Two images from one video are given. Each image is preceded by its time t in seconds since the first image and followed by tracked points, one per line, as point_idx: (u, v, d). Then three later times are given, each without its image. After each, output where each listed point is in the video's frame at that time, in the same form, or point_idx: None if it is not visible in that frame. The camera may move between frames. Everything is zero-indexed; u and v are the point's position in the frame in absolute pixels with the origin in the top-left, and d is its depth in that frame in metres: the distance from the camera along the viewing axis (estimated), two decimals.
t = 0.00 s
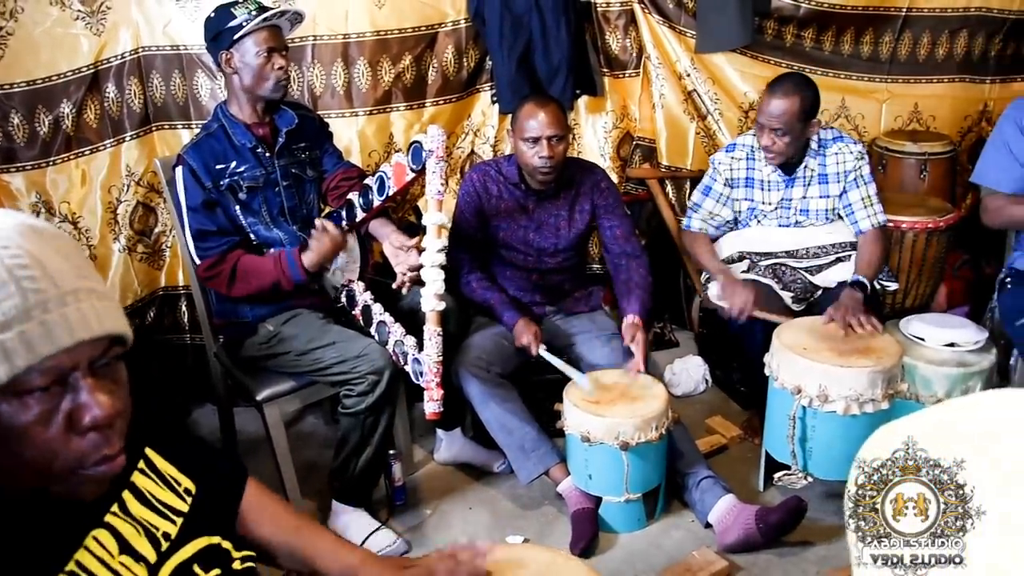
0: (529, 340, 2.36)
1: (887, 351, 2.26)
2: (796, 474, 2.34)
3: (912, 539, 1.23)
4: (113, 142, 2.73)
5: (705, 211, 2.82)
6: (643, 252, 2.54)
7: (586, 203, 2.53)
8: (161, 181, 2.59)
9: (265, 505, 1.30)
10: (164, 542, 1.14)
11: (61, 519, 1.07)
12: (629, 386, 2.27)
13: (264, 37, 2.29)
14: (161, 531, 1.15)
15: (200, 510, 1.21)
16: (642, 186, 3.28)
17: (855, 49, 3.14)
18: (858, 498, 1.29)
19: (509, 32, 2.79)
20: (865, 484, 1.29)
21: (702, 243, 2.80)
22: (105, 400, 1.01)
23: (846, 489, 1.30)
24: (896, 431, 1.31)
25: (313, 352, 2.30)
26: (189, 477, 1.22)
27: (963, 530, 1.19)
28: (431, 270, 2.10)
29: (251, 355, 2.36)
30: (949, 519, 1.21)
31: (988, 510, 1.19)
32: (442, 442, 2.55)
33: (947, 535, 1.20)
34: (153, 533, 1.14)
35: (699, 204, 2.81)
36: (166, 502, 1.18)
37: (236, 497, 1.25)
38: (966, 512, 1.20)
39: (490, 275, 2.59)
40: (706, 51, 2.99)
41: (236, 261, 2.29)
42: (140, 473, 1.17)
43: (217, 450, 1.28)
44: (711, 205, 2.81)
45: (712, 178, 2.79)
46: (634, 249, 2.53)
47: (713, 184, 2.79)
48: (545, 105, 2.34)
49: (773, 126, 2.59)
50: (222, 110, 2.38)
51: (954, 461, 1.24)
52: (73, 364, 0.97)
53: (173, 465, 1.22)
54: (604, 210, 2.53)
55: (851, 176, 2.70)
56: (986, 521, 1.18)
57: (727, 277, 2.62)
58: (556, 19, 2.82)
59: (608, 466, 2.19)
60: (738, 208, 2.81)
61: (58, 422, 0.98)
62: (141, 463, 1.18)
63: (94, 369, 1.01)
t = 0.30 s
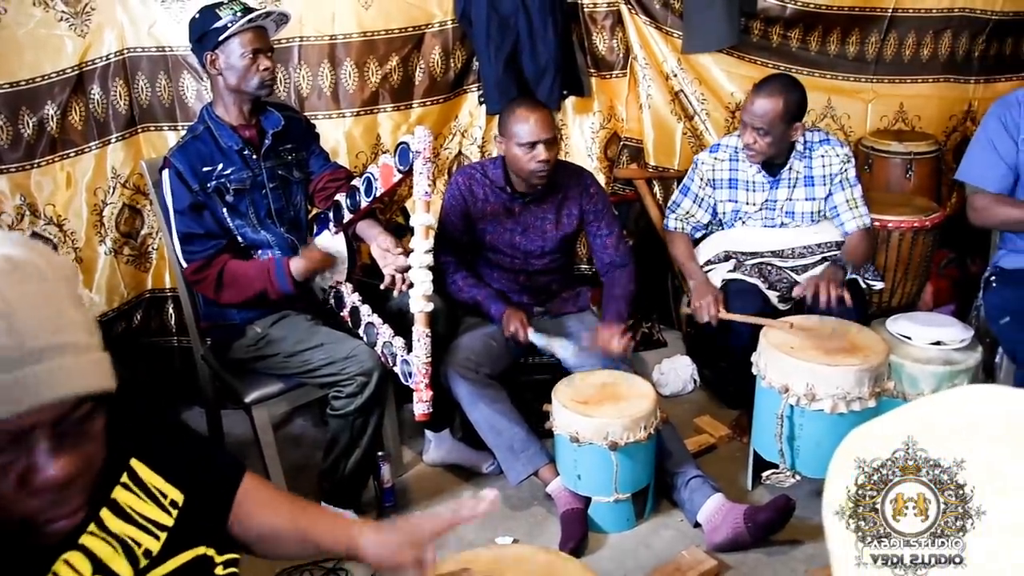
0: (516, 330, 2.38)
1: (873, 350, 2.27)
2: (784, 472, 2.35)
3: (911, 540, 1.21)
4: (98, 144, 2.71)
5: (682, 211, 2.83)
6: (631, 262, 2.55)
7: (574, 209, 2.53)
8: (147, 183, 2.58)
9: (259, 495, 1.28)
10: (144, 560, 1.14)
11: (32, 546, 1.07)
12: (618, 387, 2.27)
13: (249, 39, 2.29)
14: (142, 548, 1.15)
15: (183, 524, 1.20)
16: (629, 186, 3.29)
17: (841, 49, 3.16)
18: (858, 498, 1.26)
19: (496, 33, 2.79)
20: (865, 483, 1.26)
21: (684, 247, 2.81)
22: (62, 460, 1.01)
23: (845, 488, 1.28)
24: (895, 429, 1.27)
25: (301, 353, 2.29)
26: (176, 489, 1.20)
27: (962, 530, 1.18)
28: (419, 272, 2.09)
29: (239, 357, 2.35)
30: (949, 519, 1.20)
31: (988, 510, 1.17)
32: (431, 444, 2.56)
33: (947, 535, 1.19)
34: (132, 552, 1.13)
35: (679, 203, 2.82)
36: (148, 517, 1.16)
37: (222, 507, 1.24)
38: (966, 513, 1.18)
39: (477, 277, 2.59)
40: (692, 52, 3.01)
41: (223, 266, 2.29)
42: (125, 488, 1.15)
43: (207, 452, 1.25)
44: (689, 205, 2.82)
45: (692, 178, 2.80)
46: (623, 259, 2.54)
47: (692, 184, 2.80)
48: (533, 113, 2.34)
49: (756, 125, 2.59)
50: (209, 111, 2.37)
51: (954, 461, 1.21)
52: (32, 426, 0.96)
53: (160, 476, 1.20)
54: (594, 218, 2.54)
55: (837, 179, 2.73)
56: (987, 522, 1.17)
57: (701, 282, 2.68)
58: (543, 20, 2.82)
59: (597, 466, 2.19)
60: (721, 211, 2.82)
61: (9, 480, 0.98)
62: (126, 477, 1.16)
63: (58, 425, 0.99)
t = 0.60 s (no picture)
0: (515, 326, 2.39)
1: (864, 350, 2.28)
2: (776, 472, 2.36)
3: (911, 539, 1.22)
4: (87, 146, 2.70)
5: (679, 217, 2.81)
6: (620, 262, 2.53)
7: (565, 209, 2.52)
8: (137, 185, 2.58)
9: (253, 499, 1.26)
10: None
11: None
12: (610, 387, 2.27)
13: (239, 40, 2.28)
14: None
15: (151, 543, 1.18)
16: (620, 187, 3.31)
17: (831, 50, 3.17)
18: (858, 498, 1.24)
19: (486, 34, 2.79)
20: (864, 483, 1.23)
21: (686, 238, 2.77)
22: None
23: (845, 489, 1.24)
24: (895, 428, 1.25)
25: (292, 356, 2.30)
26: (145, 509, 1.17)
27: (962, 530, 1.20)
28: (410, 274, 2.09)
29: (229, 360, 2.33)
30: (949, 518, 1.21)
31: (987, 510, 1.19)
32: (422, 445, 2.53)
33: (947, 535, 1.20)
34: None
35: (674, 211, 2.82)
36: (110, 545, 1.13)
37: (195, 519, 1.22)
38: (967, 513, 1.19)
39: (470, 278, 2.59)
40: (684, 52, 3.00)
41: (221, 268, 2.27)
42: (86, 518, 1.12)
43: (189, 465, 1.22)
44: (686, 211, 2.80)
45: (685, 185, 2.80)
46: (611, 260, 2.52)
47: (686, 192, 2.80)
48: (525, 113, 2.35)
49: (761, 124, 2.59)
50: (199, 114, 2.36)
51: (954, 461, 1.21)
52: None
53: (130, 498, 1.16)
54: (583, 217, 2.54)
55: (824, 175, 2.72)
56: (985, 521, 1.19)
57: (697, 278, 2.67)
58: (533, 22, 2.82)
59: (589, 467, 2.19)
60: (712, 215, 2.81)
61: None
62: (88, 505, 1.12)
63: None
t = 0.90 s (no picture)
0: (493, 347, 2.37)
1: (849, 352, 2.29)
2: (762, 475, 2.37)
3: (911, 539, 1.16)
4: (71, 152, 2.69)
5: (655, 222, 2.81)
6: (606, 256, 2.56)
7: (552, 210, 2.54)
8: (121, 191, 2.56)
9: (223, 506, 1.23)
10: None
11: None
12: (597, 392, 2.27)
13: (224, 45, 2.27)
14: None
15: (121, 574, 1.04)
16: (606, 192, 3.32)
17: (815, 54, 3.19)
18: (857, 497, 1.19)
19: (472, 39, 2.79)
20: (864, 483, 1.19)
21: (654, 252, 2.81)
22: None
23: (846, 488, 1.20)
24: (892, 428, 1.21)
25: (278, 362, 2.28)
26: (109, 540, 1.03)
27: (962, 530, 1.13)
28: (396, 279, 2.09)
29: (215, 366, 2.33)
30: (948, 518, 1.14)
31: (988, 510, 1.13)
32: (410, 451, 2.55)
33: (947, 535, 1.14)
34: None
35: (650, 214, 2.81)
36: None
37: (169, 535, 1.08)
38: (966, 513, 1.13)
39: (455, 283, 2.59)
40: (667, 57, 3.02)
41: (201, 274, 2.26)
42: (38, 559, 0.95)
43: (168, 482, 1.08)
44: (663, 215, 2.81)
45: (665, 189, 2.81)
46: (598, 253, 2.55)
47: (666, 195, 2.81)
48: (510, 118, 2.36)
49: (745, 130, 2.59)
50: (183, 119, 2.36)
51: (954, 460, 1.16)
52: None
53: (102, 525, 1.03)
54: (570, 217, 2.55)
55: (807, 174, 2.75)
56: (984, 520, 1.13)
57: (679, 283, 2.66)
58: (518, 27, 2.84)
59: (576, 471, 2.19)
60: (699, 219, 2.84)
61: None
62: (42, 544, 0.96)
63: None
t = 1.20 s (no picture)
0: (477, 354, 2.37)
1: (831, 357, 2.30)
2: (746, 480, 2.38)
3: (911, 540, 1.09)
4: (51, 160, 2.67)
5: (637, 229, 2.82)
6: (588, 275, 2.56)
7: (536, 222, 2.53)
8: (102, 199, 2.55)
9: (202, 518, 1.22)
10: None
11: None
12: (581, 398, 2.27)
13: (205, 53, 2.26)
14: None
15: None
16: (589, 198, 3.33)
17: (795, 61, 3.21)
18: (857, 498, 1.12)
19: (454, 46, 2.79)
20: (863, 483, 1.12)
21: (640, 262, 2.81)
22: None
23: (844, 489, 1.13)
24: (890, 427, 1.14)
25: (260, 370, 2.26)
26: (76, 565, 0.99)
27: (962, 531, 1.07)
28: (378, 286, 2.08)
29: (197, 375, 2.31)
30: (948, 518, 1.08)
31: (988, 509, 1.07)
32: (393, 459, 2.54)
33: (947, 535, 1.08)
34: None
35: (633, 222, 2.81)
36: None
37: (144, 556, 1.06)
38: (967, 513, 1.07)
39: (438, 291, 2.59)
40: (649, 65, 3.04)
41: (185, 277, 2.24)
42: None
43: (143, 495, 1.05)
44: (644, 223, 2.81)
45: (647, 196, 2.80)
46: (582, 272, 2.55)
47: (647, 202, 2.80)
48: (491, 124, 2.36)
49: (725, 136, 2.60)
50: (164, 127, 2.34)
51: (954, 460, 1.10)
52: None
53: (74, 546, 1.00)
54: (554, 231, 2.54)
55: (788, 184, 2.75)
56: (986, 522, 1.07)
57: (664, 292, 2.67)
58: (500, 35, 2.84)
59: (561, 478, 2.19)
60: (677, 225, 2.85)
61: None
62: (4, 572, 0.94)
63: None
